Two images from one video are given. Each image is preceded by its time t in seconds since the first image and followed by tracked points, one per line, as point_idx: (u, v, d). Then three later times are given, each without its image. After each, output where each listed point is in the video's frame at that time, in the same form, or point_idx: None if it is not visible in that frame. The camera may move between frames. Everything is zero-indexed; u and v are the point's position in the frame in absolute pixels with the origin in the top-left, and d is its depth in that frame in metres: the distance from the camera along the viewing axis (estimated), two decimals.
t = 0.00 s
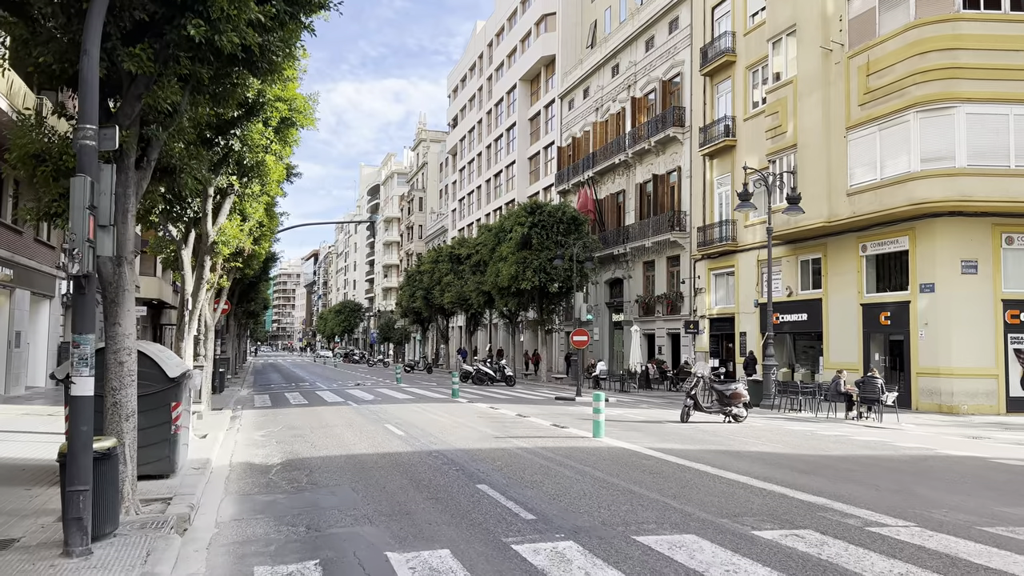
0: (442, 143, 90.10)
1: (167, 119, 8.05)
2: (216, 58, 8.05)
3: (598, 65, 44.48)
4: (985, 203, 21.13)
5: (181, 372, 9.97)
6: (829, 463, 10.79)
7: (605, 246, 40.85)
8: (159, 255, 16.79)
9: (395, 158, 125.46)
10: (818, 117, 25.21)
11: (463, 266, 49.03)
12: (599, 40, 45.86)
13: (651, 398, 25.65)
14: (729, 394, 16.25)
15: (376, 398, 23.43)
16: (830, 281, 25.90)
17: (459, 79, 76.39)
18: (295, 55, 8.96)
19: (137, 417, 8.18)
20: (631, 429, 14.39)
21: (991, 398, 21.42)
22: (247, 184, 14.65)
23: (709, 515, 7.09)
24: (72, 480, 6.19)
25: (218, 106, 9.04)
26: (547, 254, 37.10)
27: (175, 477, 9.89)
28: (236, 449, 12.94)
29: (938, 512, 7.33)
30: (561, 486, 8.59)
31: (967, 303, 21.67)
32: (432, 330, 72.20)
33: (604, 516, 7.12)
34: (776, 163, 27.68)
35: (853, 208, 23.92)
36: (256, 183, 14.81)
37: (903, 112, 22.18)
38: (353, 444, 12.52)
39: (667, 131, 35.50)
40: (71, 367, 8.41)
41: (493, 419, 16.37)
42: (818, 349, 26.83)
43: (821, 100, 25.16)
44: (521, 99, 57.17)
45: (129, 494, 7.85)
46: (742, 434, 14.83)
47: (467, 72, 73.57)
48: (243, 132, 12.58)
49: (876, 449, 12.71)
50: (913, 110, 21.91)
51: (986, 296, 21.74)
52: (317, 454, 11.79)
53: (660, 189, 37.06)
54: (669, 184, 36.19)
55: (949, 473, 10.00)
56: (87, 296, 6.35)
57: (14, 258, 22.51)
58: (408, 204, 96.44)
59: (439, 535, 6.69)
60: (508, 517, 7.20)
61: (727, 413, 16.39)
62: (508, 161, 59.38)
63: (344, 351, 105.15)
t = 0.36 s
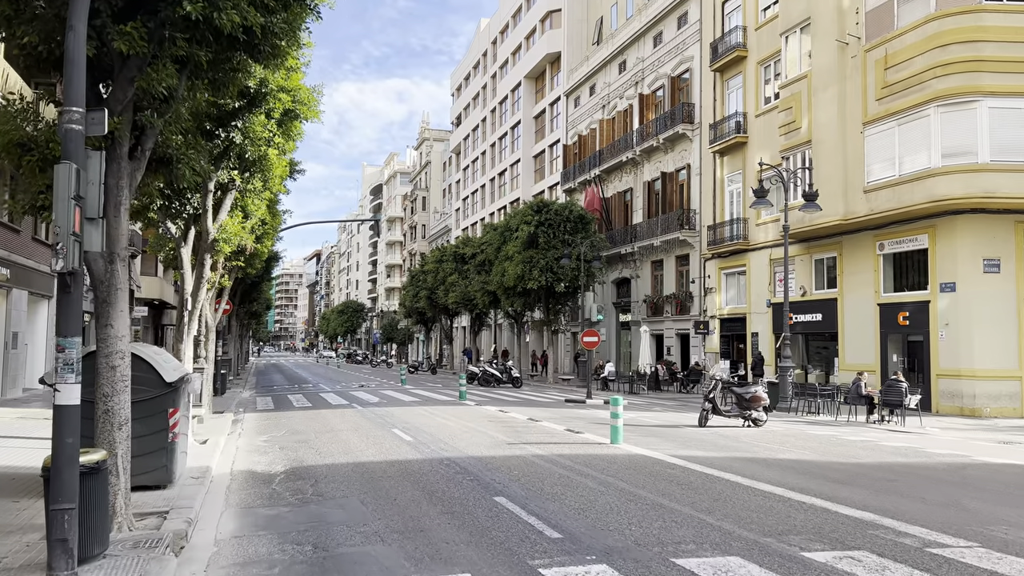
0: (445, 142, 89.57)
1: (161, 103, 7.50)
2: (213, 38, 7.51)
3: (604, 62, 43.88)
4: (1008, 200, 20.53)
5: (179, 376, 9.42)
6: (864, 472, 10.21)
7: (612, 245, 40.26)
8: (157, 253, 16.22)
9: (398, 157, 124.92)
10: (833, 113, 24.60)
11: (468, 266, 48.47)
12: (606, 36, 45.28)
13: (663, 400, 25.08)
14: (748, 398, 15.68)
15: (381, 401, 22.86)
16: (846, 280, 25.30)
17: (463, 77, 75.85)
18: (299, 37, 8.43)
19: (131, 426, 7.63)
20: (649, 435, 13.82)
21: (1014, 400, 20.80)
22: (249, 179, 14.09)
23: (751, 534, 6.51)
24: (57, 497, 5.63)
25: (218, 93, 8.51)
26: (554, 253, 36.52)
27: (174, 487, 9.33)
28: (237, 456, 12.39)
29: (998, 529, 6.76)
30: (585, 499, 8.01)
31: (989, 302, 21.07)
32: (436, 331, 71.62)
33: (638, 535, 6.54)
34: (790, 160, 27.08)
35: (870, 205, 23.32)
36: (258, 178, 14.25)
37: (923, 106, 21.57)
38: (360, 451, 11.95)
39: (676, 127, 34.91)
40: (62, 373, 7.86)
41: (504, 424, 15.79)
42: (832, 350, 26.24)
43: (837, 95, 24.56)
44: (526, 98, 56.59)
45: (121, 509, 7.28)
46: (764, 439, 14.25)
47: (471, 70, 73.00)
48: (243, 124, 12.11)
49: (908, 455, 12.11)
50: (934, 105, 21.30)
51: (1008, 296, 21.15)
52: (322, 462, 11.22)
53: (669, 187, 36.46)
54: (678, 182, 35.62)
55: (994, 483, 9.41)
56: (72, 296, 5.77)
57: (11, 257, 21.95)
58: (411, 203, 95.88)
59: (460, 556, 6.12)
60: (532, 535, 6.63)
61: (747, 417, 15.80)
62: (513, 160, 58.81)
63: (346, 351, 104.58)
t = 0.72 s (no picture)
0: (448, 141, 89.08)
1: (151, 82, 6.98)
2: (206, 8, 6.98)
3: (609, 58, 43.31)
4: None
5: (173, 376, 8.88)
6: (897, 477, 9.65)
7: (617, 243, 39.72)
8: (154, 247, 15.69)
9: (399, 156, 124.38)
10: (847, 106, 24.04)
11: (471, 264, 47.90)
12: (611, 32, 44.73)
13: (673, 401, 24.54)
14: (766, 398, 15.16)
15: (385, 401, 22.32)
16: (859, 278, 24.76)
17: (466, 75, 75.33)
18: (300, 14, 7.90)
19: (120, 430, 7.09)
20: (665, 437, 13.28)
21: None
22: (247, 171, 13.56)
23: (796, 549, 5.96)
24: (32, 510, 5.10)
25: (213, 73, 8.00)
26: (559, 251, 35.96)
27: (167, 495, 8.77)
28: (236, 460, 11.85)
29: None
30: (608, 508, 7.47)
31: (1008, 300, 20.50)
32: (439, 330, 71.05)
33: (670, 550, 5.98)
34: (801, 155, 26.54)
35: (885, 201, 22.76)
36: (257, 170, 13.71)
37: (941, 99, 20.99)
38: (364, 455, 11.41)
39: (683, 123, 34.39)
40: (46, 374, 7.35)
41: (512, 426, 15.24)
42: (845, 349, 25.69)
43: (850, 88, 24.00)
44: (529, 95, 56.04)
45: (106, 521, 6.73)
46: (784, 442, 13.71)
47: (473, 68, 72.49)
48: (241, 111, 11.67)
49: (937, 460, 11.56)
50: (952, 97, 20.71)
51: None
52: (324, 467, 10.68)
53: (676, 184, 35.91)
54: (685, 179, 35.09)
55: None
56: (50, 288, 5.21)
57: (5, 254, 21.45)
58: (412, 202, 95.37)
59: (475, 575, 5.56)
60: (555, 550, 6.09)
61: (764, 419, 15.25)
62: (516, 158, 58.29)
63: (348, 352, 104.04)
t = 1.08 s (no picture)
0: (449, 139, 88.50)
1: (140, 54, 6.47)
2: None
3: (614, 54, 42.72)
4: None
5: (166, 376, 8.31)
6: (938, 484, 9.06)
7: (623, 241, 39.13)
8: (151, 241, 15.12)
9: (400, 155, 123.75)
10: (862, 99, 23.44)
11: (473, 263, 47.32)
12: (615, 28, 44.13)
13: (683, 401, 23.98)
14: (786, 400, 14.57)
15: (389, 402, 21.74)
16: (873, 276, 24.17)
17: (467, 73, 74.76)
18: None
19: (107, 435, 6.53)
20: (683, 441, 12.69)
21: None
22: (247, 162, 13.01)
23: (853, 570, 5.38)
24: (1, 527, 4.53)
25: (209, 48, 7.47)
26: (564, 249, 35.36)
27: (161, 503, 8.20)
28: (235, 464, 11.26)
29: None
30: (637, 521, 6.89)
31: None
32: (441, 330, 70.41)
33: (714, 570, 5.41)
34: (813, 151, 25.96)
35: (901, 196, 22.17)
36: (258, 161, 13.15)
37: (960, 92, 20.40)
38: (369, 459, 10.81)
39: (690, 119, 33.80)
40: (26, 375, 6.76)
41: (522, 428, 14.66)
42: (858, 348, 25.10)
43: (864, 81, 23.42)
44: (532, 92, 55.45)
45: (92, 534, 6.16)
46: (808, 445, 13.12)
47: (475, 65, 71.92)
48: (240, 99, 11.24)
49: (973, 464, 10.96)
50: (971, 89, 20.12)
51: None
52: (328, 472, 10.11)
53: (683, 181, 35.32)
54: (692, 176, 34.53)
55: None
56: (23, 277, 4.66)
57: None
58: (413, 202, 94.76)
59: None
60: (585, 569, 5.52)
61: (784, 421, 14.66)
62: (519, 156, 57.71)
63: (349, 351, 103.47)
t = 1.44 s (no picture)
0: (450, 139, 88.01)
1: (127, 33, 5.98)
2: None
3: (618, 51, 42.21)
4: None
5: (158, 383, 7.77)
6: (979, 496, 8.52)
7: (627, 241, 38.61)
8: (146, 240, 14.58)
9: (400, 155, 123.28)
10: (875, 96, 22.91)
11: (475, 264, 46.78)
12: (619, 26, 43.63)
13: (692, 405, 23.43)
14: (805, 404, 14.04)
15: (391, 405, 21.21)
16: (886, 276, 23.63)
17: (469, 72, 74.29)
18: None
19: (92, 448, 5.99)
20: (700, 448, 12.14)
21: None
22: (246, 156, 12.50)
23: None
24: None
25: (205, 29, 6.97)
26: (569, 249, 34.82)
27: (153, 518, 7.68)
28: (232, 474, 10.72)
29: None
30: (668, 541, 6.34)
31: None
32: (442, 331, 69.83)
33: None
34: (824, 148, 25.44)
35: (916, 195, 21.62)
36: (256, 156, 12.62)
37: (978, 87, 19.87)
38: (374, 469, 10.25)
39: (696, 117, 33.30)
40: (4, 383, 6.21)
41: (531, 433, 14.12)
42: (871, 350, 24.57)
43: (878, 77, 22.90)
44: (534, 90, 54.93)
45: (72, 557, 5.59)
46: (830, 452, 12.59)
47: (476, 64, 71.41)
48: (238, 89, 10.73)
49: (1010, 474, 10.42)
50: (990, 85, 19.58)
51: None
52: (331, 484, 9.56)
53: (688, 180, 34.79)
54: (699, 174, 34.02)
55: None
56: None
57: None
58: (414, 201, 94.24)
59: None
60: None
61: (802, 426, 14.14)
62: (520, 155, 57.21)
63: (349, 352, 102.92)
